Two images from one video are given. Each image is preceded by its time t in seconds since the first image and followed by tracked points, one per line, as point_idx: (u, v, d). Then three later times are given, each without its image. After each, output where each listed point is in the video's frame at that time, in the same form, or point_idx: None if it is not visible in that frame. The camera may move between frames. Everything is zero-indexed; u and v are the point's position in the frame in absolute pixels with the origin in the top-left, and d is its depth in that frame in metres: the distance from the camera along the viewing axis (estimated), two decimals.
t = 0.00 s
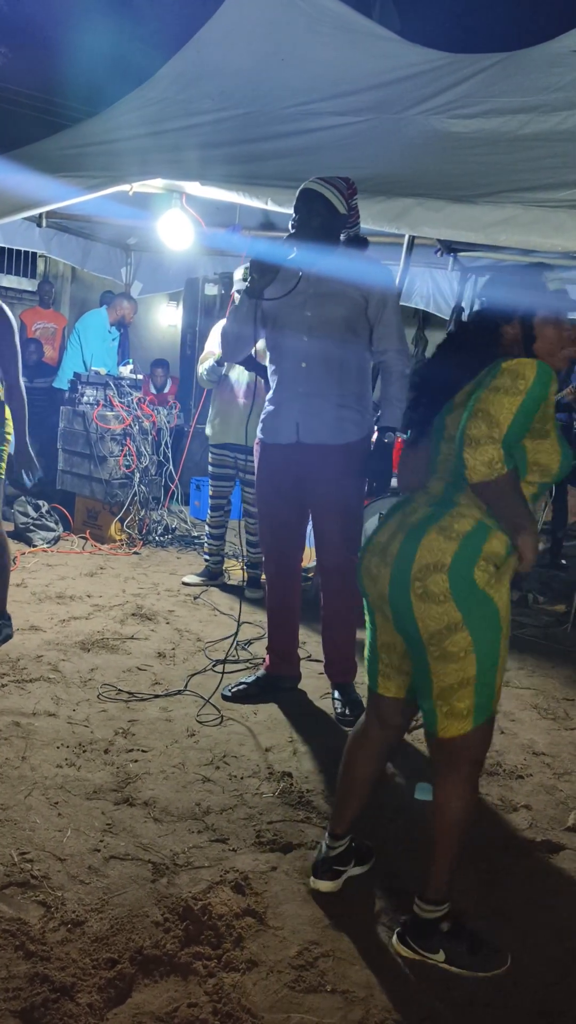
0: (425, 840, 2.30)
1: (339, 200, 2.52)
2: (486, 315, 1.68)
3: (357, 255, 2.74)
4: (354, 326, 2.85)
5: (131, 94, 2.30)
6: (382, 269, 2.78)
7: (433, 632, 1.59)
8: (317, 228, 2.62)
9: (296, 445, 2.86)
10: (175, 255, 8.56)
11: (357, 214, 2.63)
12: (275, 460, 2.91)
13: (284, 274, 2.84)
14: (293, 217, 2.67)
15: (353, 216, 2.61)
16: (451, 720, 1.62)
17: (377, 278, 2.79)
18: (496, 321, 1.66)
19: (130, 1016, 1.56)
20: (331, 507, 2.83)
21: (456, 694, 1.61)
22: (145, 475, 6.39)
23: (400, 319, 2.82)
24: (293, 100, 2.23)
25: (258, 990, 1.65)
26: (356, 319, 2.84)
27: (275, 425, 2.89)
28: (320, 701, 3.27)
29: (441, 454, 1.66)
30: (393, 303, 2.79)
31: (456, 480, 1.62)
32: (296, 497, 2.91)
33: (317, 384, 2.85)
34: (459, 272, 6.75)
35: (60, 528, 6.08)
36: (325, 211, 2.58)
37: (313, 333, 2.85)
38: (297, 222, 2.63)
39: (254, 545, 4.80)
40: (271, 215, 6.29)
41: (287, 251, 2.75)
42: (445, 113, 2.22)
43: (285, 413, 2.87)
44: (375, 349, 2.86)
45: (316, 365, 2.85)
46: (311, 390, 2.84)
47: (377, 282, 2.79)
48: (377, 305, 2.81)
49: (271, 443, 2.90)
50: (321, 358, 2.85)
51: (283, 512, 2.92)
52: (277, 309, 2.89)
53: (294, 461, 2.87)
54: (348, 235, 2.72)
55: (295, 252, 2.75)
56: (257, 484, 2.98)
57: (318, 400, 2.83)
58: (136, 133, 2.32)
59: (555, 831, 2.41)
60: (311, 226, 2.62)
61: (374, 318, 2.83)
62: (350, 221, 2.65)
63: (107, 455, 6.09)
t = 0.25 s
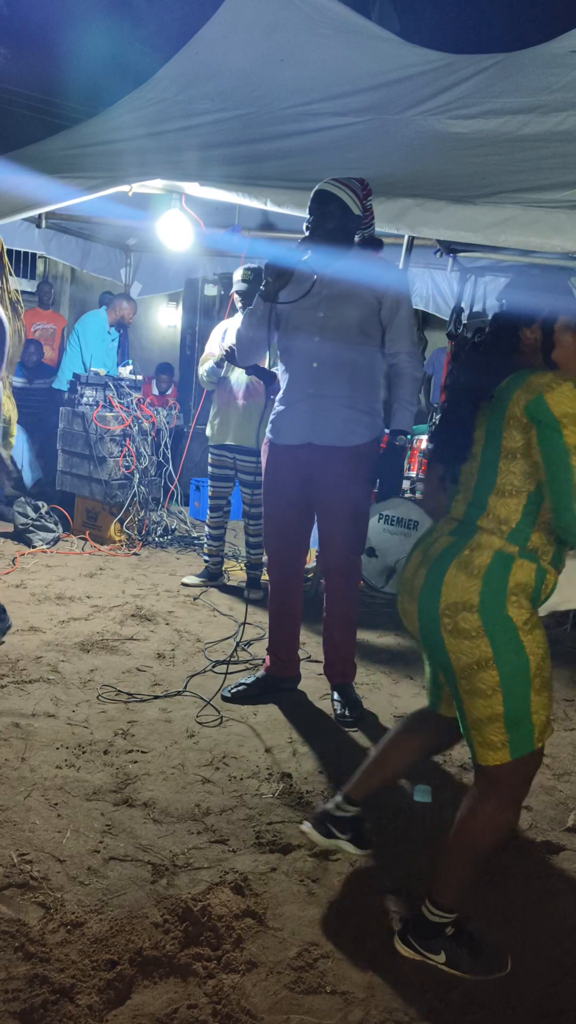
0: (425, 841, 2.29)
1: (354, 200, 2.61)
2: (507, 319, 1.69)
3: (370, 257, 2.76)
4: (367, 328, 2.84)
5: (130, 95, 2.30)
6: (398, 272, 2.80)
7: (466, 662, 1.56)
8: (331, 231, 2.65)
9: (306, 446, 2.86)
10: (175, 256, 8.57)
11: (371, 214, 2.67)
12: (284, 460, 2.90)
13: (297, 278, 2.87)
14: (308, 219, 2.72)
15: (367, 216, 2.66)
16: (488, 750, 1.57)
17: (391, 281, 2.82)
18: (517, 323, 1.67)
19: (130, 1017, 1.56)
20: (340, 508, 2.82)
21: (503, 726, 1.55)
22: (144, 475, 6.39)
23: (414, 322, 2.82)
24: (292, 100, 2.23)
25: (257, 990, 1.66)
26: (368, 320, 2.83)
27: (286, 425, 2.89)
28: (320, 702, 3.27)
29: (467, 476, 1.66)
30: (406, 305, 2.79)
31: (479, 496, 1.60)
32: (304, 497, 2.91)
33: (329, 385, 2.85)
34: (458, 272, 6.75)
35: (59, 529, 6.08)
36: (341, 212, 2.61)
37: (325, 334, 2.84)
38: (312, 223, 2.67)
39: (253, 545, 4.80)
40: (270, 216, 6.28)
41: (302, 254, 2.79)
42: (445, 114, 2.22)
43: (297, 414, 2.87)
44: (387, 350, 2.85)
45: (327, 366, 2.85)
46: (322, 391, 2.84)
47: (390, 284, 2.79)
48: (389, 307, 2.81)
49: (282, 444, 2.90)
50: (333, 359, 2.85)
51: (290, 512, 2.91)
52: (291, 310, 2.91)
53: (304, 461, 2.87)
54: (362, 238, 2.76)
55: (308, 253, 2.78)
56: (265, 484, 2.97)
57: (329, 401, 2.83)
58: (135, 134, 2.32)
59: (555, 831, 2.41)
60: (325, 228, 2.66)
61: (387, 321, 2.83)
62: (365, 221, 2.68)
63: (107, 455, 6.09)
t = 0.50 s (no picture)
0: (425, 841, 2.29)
1: (370, 200, 2.61)
2: (532, 311, 1.65)
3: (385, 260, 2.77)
4: (381, 331, 2.84)
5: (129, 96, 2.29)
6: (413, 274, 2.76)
7: (467, 649, 1.55)
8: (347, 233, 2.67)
9: (318, 448, 2.85)
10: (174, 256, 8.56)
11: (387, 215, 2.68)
12: (296, 462, 2.90)
13: (312, 281, 2.88)
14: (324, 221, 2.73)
15: (383, 217, 2.67)
16: (478, 743, 1.57)
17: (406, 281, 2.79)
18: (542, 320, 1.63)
19: (129, 1018, 1.56)
20: (352, 510, 2.83)
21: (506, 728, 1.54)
22: (144, 476, 6.39)
23: (429, 324, 2.80)
24: (291, 101, 2.22)
25: (257, 991, 1.66)
26: (383, 322, 2.82)
27: (299, 426, 2.88)
28: (320, 702, 3.27)
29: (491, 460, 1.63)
30: (421, 307, 2.78)
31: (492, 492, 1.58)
32: (315, 498, 2.91)
33: (342, 386, 2.84)
34: (458, 272, 6.75)
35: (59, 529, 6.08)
36: (356, 214, 2.61)
37: (339, 335, 2.84)
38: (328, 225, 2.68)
39: (253, 546, 4.80)
40: (270, 216, 6.26)
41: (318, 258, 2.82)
42: (444, 115, 2.21)
43: (309, 415, 2.86)
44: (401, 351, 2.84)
45: (341, 369, 2.85)
46: (336, 393, 2.84)
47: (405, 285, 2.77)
48: (404, 309, 2.79)
49: (294, 446, 2.89)
50: (347, 363, 2.85)
51: (300, 513, 2.91)
52: (304, 314, 2.92)
53: (316, 463, 2.86)
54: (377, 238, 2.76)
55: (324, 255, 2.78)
56: (275, 485, 2.96)
57: (342, 403, 2.83)
58: (134, 135, 2.32)
59: (554, 833, 2.40)
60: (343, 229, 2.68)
61: (402, 322, 2.81)
62: (381, 222, 2.69)
63: (106, 456, 6.09)
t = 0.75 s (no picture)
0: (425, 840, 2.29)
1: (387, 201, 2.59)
2: (557, 311, 1.58)
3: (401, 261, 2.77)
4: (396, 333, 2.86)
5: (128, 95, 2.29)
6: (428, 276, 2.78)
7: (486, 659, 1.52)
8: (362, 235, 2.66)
9: (331, 450, 2.85)
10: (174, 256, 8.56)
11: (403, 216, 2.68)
12: (308, 463, 2.89)
13: (328, 287, 2.86)
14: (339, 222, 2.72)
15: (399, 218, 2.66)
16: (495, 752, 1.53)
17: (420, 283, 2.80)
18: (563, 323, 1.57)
19: (129, 1017, 1.56)
20: (364, 511, 2.83)
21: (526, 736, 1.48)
22: (143, 475, 6.39)
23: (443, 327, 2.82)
24: (290, 101, 2.22)
25: (257, 989, 1.66)
26: (397, 324, 2.83)
27: (312, 427, 2.88)
28: (320, 702, 3.27)
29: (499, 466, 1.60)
30: (435, 309, 2.79)
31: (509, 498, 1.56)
32: (326, 499, 2.91)
33: (356, 387, 2.85)
34: (457, 272, 6.75)
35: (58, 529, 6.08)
36: (372, 215, 2.61)
37: (354, 337, 2.85)
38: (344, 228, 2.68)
39: (253, 545, 4.81)
40: (270, 215, 6.25)
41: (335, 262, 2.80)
42: (443, 114, 2.21)
43: (322, 417, 2.86)
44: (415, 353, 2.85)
45: (356, 371, 2.86)
46: (351, 395, 2.84)
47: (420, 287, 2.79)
48: (419, 312, 2.81)
49: (306, 447, 2.88)
50: (362, 365, 2.86)
51: (312, 514, 2.91)
52: (319, 318, 2.91)
53: (329, 464, 2.86)
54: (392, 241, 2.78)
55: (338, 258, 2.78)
56: (286, 486, 2.95)
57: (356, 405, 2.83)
58: (133, 135, 2.32)
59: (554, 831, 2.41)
60: (357, 232, 2.67)
61: (416, 324, 2.83)
62: (397, 223, 2.69)
63: (106, 456, 6.10)
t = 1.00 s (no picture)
0: (425, 839, 2.29)
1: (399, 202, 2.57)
2: None
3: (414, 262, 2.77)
4: (409, 334, 2.85)
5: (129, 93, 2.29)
6: (440, 278, 2.79)
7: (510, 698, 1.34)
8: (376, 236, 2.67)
9: (342, 450, 2.85)
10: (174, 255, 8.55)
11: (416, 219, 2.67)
12: (317, 462, 2.88)
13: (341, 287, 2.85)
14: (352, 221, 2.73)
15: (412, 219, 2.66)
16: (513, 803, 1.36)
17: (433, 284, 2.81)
18: None
19: (129, 1016, 1.56)
20: (374, 510, 2.83)
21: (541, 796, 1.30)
22: (143, 474, 6.39)
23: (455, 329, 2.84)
24: (290, 100, 2.22)
25: (256, 988, 1.66)
26: (410, 325, 2.84)
27: (322, 426, 2.87)
28: (320, 701, 3.26)
29: (553, 501, 1.30)
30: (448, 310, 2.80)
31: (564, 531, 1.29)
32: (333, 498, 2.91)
33: (368, 387, 2.85)
34: (457, 271, 6.75)
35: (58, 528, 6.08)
36: (385, 215, 2.61)
37: (367, 336, 2.84)
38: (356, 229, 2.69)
39: (253, 544, 4.80)
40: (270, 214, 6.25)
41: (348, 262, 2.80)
42: (444, 113, 2.20)
43: (333, 416, 2.86)
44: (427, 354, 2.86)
45: (368, 372, 2.86)
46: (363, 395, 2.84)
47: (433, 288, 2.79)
48: (431, 313, 2.82)
49: (316, 447, 2.88)
50: (374, 366, 2.85)
51: (320, 514, 2.90)
52: (331, 319, 2.90)
53: (340, 463, 2.87)
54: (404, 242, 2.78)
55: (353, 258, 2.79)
56: (293, 485, 2.94)
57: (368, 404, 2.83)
58: (133, 133, 2.31)
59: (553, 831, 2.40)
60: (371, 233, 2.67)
61: (428, 324, 2.83)
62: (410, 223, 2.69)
63: (106, 454, 6.09)
